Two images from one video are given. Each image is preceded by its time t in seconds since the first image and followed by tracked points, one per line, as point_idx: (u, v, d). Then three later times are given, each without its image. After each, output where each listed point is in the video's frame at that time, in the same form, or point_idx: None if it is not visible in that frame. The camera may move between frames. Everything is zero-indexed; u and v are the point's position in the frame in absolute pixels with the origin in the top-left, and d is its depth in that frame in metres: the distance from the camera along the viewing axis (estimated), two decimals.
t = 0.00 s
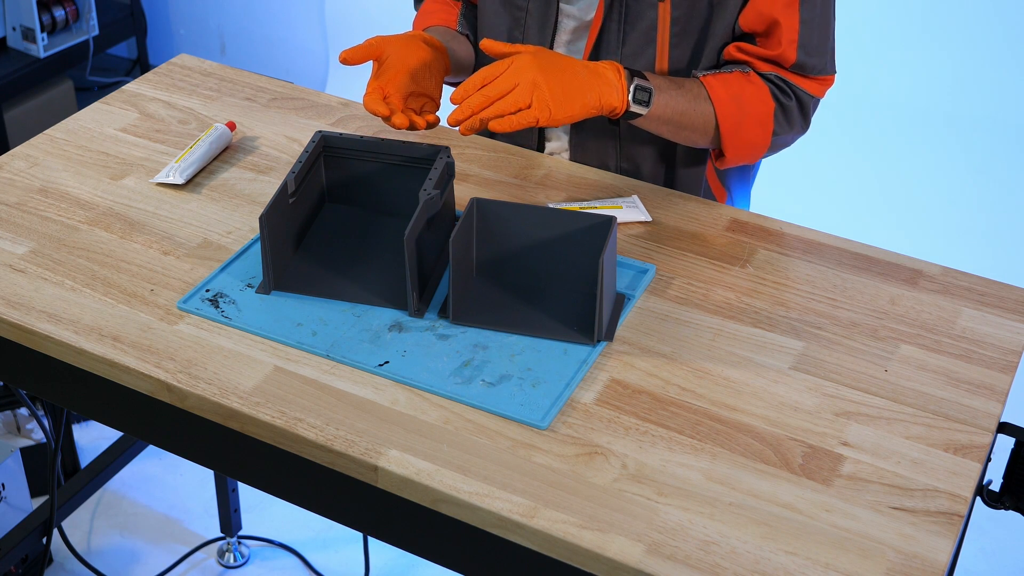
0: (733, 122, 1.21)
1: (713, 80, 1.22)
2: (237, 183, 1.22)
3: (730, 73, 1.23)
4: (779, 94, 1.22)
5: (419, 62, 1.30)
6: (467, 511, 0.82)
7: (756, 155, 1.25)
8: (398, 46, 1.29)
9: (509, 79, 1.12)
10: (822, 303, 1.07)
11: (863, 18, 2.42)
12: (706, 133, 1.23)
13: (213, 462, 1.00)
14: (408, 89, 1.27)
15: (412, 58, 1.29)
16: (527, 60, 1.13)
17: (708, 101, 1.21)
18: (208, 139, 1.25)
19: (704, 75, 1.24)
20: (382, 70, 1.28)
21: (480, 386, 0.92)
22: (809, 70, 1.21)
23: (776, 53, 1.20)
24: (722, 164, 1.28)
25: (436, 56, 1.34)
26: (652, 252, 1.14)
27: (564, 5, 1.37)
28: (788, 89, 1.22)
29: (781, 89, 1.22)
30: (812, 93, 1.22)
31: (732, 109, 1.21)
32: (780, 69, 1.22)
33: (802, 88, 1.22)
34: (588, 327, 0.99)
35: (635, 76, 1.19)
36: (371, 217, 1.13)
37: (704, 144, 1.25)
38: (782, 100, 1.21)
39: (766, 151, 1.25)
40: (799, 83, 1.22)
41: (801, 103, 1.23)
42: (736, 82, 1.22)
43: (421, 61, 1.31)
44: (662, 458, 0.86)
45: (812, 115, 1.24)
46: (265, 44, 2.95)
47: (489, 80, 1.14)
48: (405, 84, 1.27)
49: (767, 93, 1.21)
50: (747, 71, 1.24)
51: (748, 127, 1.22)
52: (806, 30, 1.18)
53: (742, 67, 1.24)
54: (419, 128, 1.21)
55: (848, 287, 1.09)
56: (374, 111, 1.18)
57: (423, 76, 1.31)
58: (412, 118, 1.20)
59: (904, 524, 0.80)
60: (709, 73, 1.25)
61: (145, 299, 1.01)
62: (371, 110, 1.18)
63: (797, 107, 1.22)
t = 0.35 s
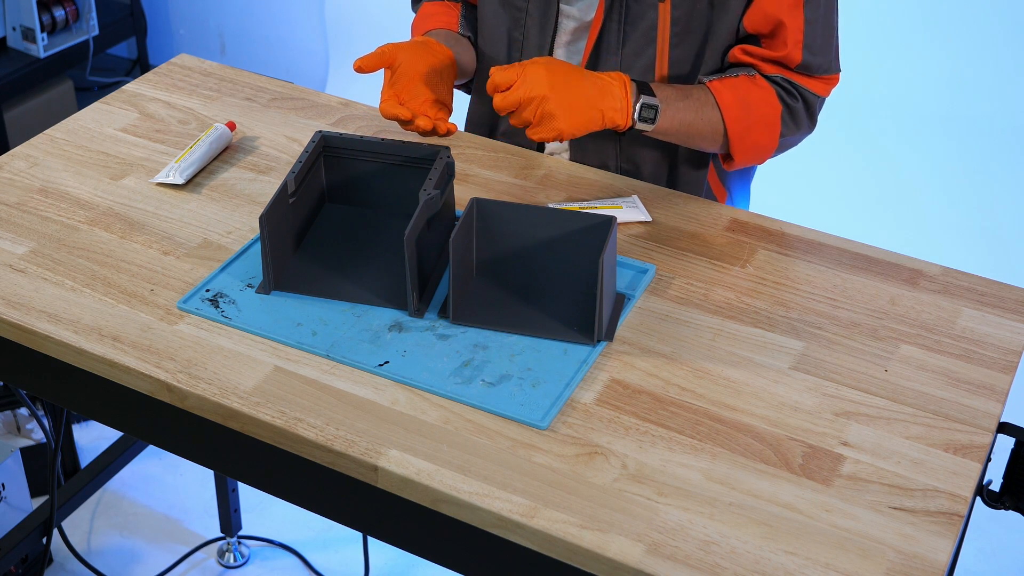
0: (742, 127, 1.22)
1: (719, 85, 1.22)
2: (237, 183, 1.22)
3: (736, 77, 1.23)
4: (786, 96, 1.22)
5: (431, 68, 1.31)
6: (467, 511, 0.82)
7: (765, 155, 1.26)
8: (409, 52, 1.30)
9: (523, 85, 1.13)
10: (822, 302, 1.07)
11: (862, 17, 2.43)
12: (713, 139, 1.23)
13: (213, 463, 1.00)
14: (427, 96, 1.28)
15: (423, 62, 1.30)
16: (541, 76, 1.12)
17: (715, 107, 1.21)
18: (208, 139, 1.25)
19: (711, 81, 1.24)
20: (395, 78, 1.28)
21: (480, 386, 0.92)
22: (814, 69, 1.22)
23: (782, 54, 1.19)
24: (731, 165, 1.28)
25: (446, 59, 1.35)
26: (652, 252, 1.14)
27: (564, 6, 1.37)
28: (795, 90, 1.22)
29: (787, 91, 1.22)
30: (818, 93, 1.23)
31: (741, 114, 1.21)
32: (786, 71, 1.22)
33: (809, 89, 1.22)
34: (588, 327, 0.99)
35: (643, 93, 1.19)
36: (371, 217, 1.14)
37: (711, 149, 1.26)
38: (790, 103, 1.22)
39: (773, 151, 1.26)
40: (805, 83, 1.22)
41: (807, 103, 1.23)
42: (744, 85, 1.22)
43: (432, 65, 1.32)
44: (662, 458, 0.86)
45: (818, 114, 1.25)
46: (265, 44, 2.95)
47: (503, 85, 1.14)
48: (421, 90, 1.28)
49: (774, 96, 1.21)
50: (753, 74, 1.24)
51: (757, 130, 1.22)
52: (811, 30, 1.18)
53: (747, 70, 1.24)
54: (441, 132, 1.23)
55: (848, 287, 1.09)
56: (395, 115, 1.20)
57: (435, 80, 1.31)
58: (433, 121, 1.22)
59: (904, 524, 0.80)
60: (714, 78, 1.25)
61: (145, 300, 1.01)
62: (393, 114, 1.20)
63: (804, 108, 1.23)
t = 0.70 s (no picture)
0: (747, 110, 1.20)
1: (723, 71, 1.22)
2: (237, 183, 1.22)
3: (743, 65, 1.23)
4: (795, 82, 1.20)
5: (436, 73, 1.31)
6: (467, 511, 0.82)
7: (778, 144, 1.23)
8: (415, 57, 1.30)
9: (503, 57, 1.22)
10: (822, 302, 1.07)
11: (864, 17, 2.43)
12: (717, 129, 1.23)
13: (213, 463, 1.00)
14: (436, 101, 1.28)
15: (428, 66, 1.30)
16: (513, 39, 1.21)
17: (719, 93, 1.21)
18: (208, 139, 1.25)
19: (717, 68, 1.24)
20: (401, 82, 1.28)
21: (480, 386, 0.92)
22: (823, 60, 1.20)
23: (783, 39, 1.18)
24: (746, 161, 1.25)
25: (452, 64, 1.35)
26: (652, 252, 1.14)
27: (564, 7, 1.37)
28: (803, 76, 1.20)
29: (796, 77, 1.20)
30: (831, 81, 1.20)
31: (745, 99, 1.20)
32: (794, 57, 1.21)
33: (819, 76, 1.20)
34: (588, 326, 0.99)
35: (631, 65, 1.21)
36: (371, 217, 1.13)
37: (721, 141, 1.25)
38: (800, 88, 1.19)
39: (786, 141, 1.22)
40: (816, 72, 1.20)
41: (820, 90, 1.20)
42: (750, 72, 1.21)
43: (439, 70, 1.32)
44: (662, 458, 0.86)
45: (835, 105, 1.21)
46: (265, 45, 2.95)
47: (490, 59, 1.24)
48: (428, 94, 1.28)
49: (782, 81, 1.20)
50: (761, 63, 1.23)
51: (765, 117, 1.20)
52: (816, 17, 1.17)
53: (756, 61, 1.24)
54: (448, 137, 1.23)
55: (848, 287, 1.09)
56: (404, 119, 1.18)
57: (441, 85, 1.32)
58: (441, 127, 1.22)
59: (904, 524, 0.80)
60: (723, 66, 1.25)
61: (145, 299, 1.01)
62: (404, 118, 1.18)
63: (815, 94, 1.20)
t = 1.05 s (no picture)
0: (739, 128, 1.21)
1: (715, 87, 1.22)
2: (237, 183, 1.22)
3: (731, 80, 1.23)
4: (782, 97, 1.21)
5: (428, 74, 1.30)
6: (467, 511, 0.82)
7: (763, 158, 1.25)
8: (410, 57, 1.29)
9: (513, 85, 1.13)
10: (822, 302, 1.07)
11: (863, 15, 2.44)
12: (708, 146, 1.24)
13: (213, 463, 1.00)
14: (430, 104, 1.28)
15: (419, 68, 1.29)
16: (523, 78, 1.13)
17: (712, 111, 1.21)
18: (208, 139, 1.25)
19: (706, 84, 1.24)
20: (395, 85, 1.28)
21: (480, 386, 0.92)
22: (812, 70, 1.21)
23: (776, 53, 1.19)
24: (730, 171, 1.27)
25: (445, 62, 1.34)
26: (652, 252, 1.14)
27: (562, 8, 1.36)
28: (791, 92, 1.21)
29: (784, 92, 1.21)
30: (816, 94, 1.22)
31: (737, 117, 1.20)
32: (782, 73, 1.22)
33: (805, 90, 1.22)
34: (588, 326, 0.99)
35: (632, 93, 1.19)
36: (371, 217, 1.13)
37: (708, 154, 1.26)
38: (787, 104, 1.21)
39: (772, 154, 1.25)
40: (803, 86, 1.22)
41: (805, 105, 1.22)
42: (740, 88, 1.22)
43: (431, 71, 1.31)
44: (662, 458, 0.86)
45: (818, 118, 1.24)
46: (265, 45, 2.95)
47: (492, 89, 1.15)
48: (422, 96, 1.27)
49: (771, 97, 1.21)
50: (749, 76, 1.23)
51: (754, 134, 1.22)
52: (807, 29, 1.18)
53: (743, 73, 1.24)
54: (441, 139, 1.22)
55: (848, 287, 1.09)
56: (397, 123, 1.18)
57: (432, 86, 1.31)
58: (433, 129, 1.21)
59: (904, 524, 0.80)
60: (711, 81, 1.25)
61: (145, 300, 1.01)
62: (394, 123, 1.18)
63: (802, 110, 1.22)
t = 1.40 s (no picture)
0: (737, 122, 1.21)
1: (713, 82, 1.22)
2: (237, 183, 1.22)
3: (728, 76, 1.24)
4: (778, 93, 1.22)
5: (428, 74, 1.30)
6: (467, 511, 0.82)
7: (758, 154, 1.25)
8: (413, 57, 1.27)
9: (524, 76, 1.14)
10: (822, 303, 1.07)
11: (861, 16, 2.44)
12: (707, 140, 1.23)
13: (213, 463, 1.00)
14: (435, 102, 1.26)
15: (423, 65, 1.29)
16: (531, 71, 1.14)
17: (713, 105, 1.21)
18: (208, 139, 1.25)
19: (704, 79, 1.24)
20: (399, 83, 1.26)
21: (480, 386, 0.92)
22: (807, 67, 1.21)
23: (772, 48, 1.19)
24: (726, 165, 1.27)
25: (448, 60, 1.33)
26: (652, 252, 1.14)
27: (562, 8, 1.36)
28: (786, 88, 1.22)
29: (779, 88, 1.22)
30: (810, 91, 1.23)
31: (737, 111, 1.21)
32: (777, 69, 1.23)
33: (799, 87, 1.22)
34: (588, 326, 0.99)
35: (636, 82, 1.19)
36: (371, 217, 1.13)
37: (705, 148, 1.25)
38: (782, 100, 1.22)
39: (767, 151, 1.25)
40: (797, 82, 1.23)
41: (799, 101, 1.23)
42: (738, 83, 1.22)
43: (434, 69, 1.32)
44: (662, 458, 0.86)
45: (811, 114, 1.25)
46: (265, 45, 2.95)
47: (504, 81, 1.15)
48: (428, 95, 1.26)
49: (768, 93, 1.22)
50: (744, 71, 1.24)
51: (752, 129, 1.22)
52: (804, 26, 1.18)
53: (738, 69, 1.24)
54: (447, 135, 1.20)
55: (848, 287, 1.09)
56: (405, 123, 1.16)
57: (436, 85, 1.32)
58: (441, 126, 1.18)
59: (904, 524, 0.80)
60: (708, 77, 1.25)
61: (145, 300, 1.01)
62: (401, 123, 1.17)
63: (796, 106, 1.23)
